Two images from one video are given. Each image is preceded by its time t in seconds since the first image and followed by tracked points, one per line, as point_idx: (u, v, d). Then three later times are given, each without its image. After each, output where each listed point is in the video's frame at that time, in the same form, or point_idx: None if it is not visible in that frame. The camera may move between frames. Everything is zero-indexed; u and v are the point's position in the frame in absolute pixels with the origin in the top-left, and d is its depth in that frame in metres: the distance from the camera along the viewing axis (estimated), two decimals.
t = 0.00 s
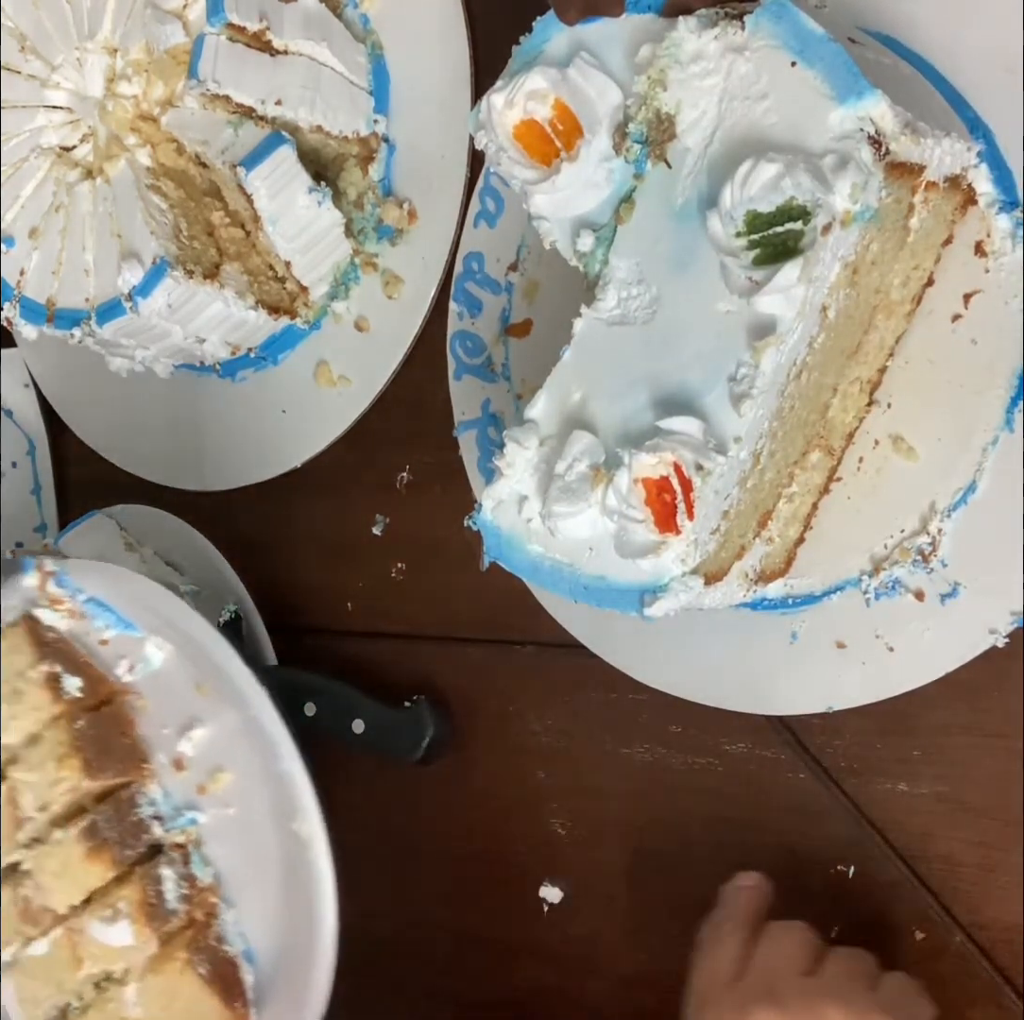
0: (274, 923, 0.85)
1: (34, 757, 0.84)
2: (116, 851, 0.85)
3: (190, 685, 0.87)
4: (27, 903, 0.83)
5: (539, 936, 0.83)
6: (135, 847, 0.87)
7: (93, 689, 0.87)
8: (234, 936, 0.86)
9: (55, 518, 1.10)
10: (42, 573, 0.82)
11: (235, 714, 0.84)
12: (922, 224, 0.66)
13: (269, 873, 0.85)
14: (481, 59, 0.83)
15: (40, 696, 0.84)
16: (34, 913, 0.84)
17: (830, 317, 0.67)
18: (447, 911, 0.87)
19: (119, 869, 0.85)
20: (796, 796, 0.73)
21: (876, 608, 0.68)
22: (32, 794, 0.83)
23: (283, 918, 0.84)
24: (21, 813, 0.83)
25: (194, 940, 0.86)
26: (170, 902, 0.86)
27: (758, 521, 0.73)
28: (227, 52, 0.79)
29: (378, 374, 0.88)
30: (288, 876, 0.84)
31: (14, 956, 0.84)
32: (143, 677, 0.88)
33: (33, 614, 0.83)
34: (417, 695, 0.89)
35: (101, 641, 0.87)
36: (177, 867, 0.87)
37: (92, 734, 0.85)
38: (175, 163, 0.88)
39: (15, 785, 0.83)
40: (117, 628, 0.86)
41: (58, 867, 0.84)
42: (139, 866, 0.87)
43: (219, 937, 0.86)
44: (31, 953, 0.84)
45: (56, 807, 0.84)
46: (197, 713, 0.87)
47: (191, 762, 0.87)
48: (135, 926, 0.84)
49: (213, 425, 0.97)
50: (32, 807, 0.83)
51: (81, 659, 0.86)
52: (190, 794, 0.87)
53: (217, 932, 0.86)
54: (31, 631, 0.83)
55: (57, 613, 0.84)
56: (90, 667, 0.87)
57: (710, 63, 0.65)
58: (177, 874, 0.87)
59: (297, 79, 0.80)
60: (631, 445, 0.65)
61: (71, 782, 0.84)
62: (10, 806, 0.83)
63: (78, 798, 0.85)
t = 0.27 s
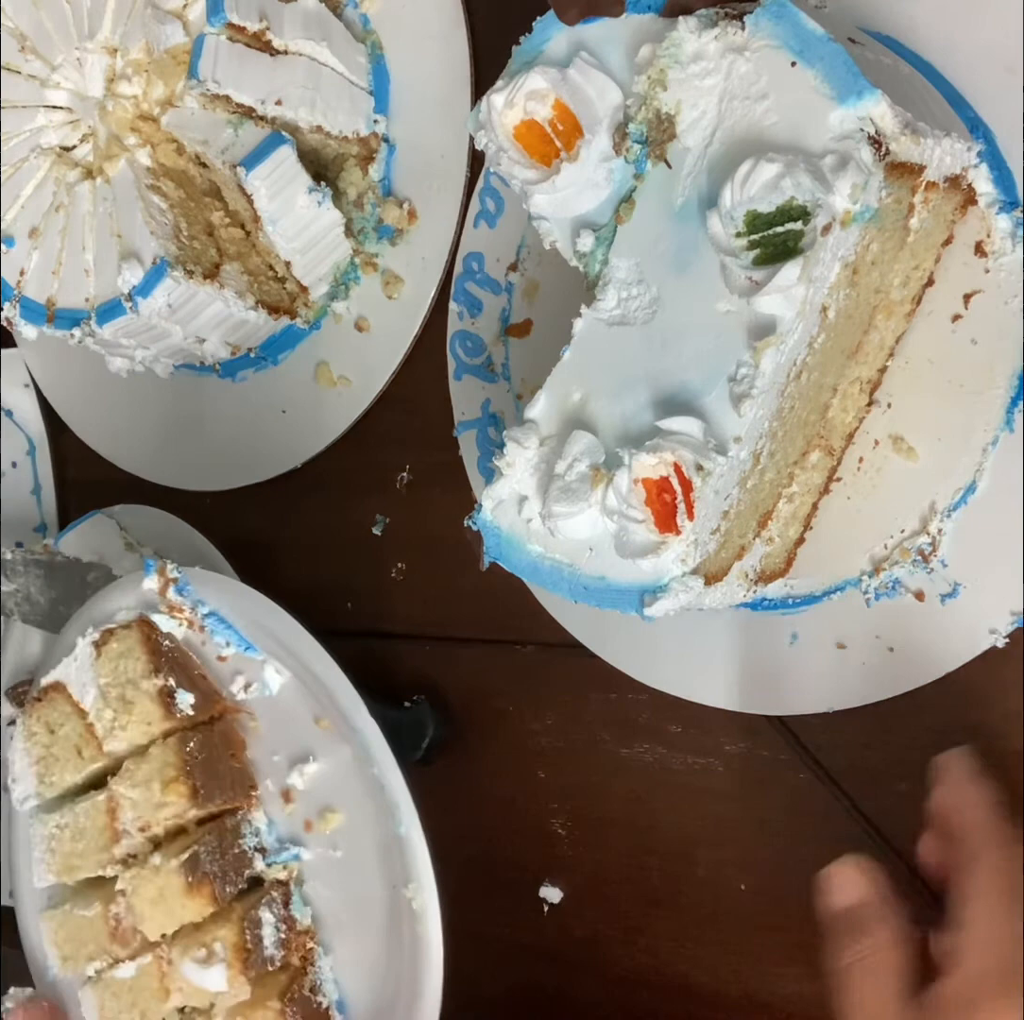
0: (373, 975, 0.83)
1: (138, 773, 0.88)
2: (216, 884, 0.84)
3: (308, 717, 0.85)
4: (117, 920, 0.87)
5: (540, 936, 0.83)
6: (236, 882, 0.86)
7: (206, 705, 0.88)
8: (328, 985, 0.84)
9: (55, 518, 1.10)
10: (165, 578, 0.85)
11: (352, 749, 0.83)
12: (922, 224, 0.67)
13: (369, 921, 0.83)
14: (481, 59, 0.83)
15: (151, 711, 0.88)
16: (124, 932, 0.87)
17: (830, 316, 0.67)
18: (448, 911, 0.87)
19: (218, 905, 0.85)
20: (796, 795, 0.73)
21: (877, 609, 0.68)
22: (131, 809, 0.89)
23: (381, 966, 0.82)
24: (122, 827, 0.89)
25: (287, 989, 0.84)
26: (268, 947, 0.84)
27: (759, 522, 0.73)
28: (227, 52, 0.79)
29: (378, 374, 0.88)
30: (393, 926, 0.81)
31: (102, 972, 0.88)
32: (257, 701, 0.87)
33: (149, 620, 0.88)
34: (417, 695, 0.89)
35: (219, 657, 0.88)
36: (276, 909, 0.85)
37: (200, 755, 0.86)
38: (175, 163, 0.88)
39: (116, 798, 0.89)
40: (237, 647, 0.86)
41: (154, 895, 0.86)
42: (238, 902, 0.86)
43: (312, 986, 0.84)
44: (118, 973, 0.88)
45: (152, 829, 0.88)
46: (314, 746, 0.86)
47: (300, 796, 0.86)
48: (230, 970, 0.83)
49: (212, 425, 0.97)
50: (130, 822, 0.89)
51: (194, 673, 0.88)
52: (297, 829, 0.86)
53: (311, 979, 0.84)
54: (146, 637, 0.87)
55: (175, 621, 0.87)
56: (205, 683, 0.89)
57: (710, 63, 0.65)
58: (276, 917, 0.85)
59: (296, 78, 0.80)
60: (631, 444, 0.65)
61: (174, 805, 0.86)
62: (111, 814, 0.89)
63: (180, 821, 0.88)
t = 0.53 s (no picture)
0: (326, 953, 0.82)
1: (82, 763, 0.87)
2: (164, 867, 0.84)
3: (249, 699, 0.86)
4: (67, 911, 0.86)
5: (539, 936, 0.83)
6: (184, 864, 0.85)
7: (148, 695, 0.88)
8: (281, 963, 0.84)
9: (55, 518, 1.10)
10: (101, 571, 0.85)
11: (294, 728, 0.83)
12: (922, 223, 0.66)
13: (318, 899, 0.82)
14: (482, 59, 0.83)
15: (93, 702, 0.86)
16: (73, 923, 0.86)
17: (830, 316, 0.67)
18: (448, 911, 0.87)
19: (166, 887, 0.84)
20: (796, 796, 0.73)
21: (877, 609, 0.68)
22: (76, 799, 0.87)
23: (332, 943, 0.81)
24: (68, 818, 0.87)
25: (239, 967, 0.82)
26: (217, 927, 0.83)
27: (759, 522, 0.73)
28: (227, 52, 0.79)
29: (377, 374, 0.88)
30: (342, 900, 0.81)
31: (53, 965, 0.86)
32: (199, 687, 0.87)
33: (88, 612, 0.87)
34: (417, 695, 0.89)
35: (159, 646, 0.88)
36: (225, 890, 0.84)
37: (142, 742, 0.85)
38: (175, 163, 0.88)
39: (62, 790, 0.87)
40: (176, 633, 0.86)
41: (100, 882, 0.85)
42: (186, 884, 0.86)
43: (264, 964, 0.83)
44: (69, 964, 0.86)
45: (98, 817, 0.87)
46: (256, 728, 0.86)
47: (245, 779, 0.86)
48: (179, 949, 0.82)
49: (213, 426, 0.97)
50: (76, 813, 0.87)
51: (137, 662, 0.88)
52: (243, 812, 0.86)
53: (263, 960, 0.83)
54: (87, 630, 0.86)
55: (114, 613, 0.86)
56: (146, 672, 0.88)
57: (710, 64, 0.65)
58: (225, 898, 0.84)
59: (296, 78, 0.80)
60: (631, 445, 0.65)
61: (119, 791, 0.85)
62: (56, 808, 0.87)
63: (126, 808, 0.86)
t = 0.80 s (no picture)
0: (270, 964, 0.85)
1: (19, 791, 0.87)
2: (109, 889, 0.86)
3: (186, 719, 0.85)
4: (11, 939, 0.87)
5: (538, 936, 0.83)
6: (127, 884, 0.87)
7: (83, 720, 0.88)
8: (226, 977, 0.86)
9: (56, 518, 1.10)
10: (31, 601, 0.82)
11: (236, 746, 0.83)
12: (922, 224, 0.66)
13: (261, 915, 0.85)
14: (482, 60, 0.83)
15: (29, 730, 0.87)
16: (17, 950, 0.87)
17: (830, 317, 0.67)
18: (448, 912, 0.87)
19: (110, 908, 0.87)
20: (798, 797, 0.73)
21: (877, 609, 0.68)
22: (17, 827, 0.87)
23: (275, 953, 0.84)
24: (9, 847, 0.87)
25: (187, 982, 0.86)
26: (164, 943, 0.86)
27: (759, 522, 0.73)
28: (227, 52, 0.79)
29: (378, 375, 0.88)
30: (286, 920, 0.84)
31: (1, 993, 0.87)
32: (133, 710, 0.87)
33: (20, 642, 0.85)
34: (417, 695, 0.89)
35: (92, 672, 0.86)
36: (169, 906, 0.86)
37: (81, 766, 0.87)
38: (175, 163, 0.88)
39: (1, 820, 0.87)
40: (110, 658, 0.85)
41: (45, 906, 0.86)
42: (132, 903, 0.88)
43: (211, 978, 0.86)
44: (14, 991, 0.87)
45: (39, 845, 0.87)
46: (195, 746, 0.86)
47: (184, 797, 0.87)
48: (128, 966, 0.85)
49: (213, 426, 0.97)
50: (18, 842, 0.87)
51: (69, 690, 0.87)
52: (183, 830, 0.87)
53: (208, 973, 0.86)
54: (19, 660, 0.85)
55: (46, 642, 0.84)
56: (80, 699, 0.87)
57: (710, 64, 0.65)
58: (171, 914, 0.86)
59: (297, 79, 0.80)
60: (631, 445, 0.65)
61: (61, 816, 0.86)
62: None
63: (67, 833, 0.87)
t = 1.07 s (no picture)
0: (292, 962, 0.85)
1: (56, 792, 0.89)
2: (137, 885, 0.86)
3: (215, 723, 0.87)
4: (40, 937, 0.90)
5: (538, 936, 0.83)
6: (156, 883, 0.87)
7: (117, 727, 0.89)
8: (248, 977, 0.86)
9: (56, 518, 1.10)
10: (72, 611, 0.86)
11: (262, 750, 0.85)
12: (922, 224, 0.66)
13: (283, 915, 0.85)
14: (482, 60, 0.83)
15: (66, 733, 0.89)
16: (47, 948, 0.89)
17: (830, 317, 0.67)
18: (448, 912, 0.87)
19: (139, 904, 0.87)
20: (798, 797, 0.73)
21: (877, 609, 0.68)
22: (51, 828, 0.90)
23: (298, 951, 0.84)
24: (41, 848, 0.90)
25: (209, 978, 0.85)
26: (189, 938, 0.86)
27: (759, 521, 0.73)
28: (227, 52, 0.79)
29: (377, 375, 0.88)
30: (307, 917, 0.84)
31: (28, 992, 0.91)
32: (165, 720, 0.88)
33: (60, 651, 0.88)
34: (417, 695, 0.89)
35: (127, 682, 0.89)
36: (194, 904, 0.86)
37: (115, 767, 0.87)
38: (175, 163, 0.88)
39: (36, 821, 0.90)
40: (145, 667, 0.88)
41: (75, 903, 0.88)
42: (158, 903, 0.88)
43: (232, 976, 0.86)
44: (44, 987, 0.90)
45: (72, 843, 0.89)
46: (223, 752, 0.87)
47: (211, 803, 0.88)
48: (154, 959, 0.85)
49: (213, 426, 0.97)
50: (49, 841, 0.90)
51: (105, 699, 0.89)
52: (208, 834, 0.88)
53: (230, 972, 0.86)
54: (58, 668, 0.88)
55: (84, 652, 0.88)
56: (115, 709, 0.89)
57: (710, 63, 0.65)
58: (195, 912, 0.86)
59: (296, 78, 0.80)
60: (631, 444, 0.65)
61: (94, 814, 0.88)
62: (30, 840, 0.91)
63: (99, 832, 0.89)
